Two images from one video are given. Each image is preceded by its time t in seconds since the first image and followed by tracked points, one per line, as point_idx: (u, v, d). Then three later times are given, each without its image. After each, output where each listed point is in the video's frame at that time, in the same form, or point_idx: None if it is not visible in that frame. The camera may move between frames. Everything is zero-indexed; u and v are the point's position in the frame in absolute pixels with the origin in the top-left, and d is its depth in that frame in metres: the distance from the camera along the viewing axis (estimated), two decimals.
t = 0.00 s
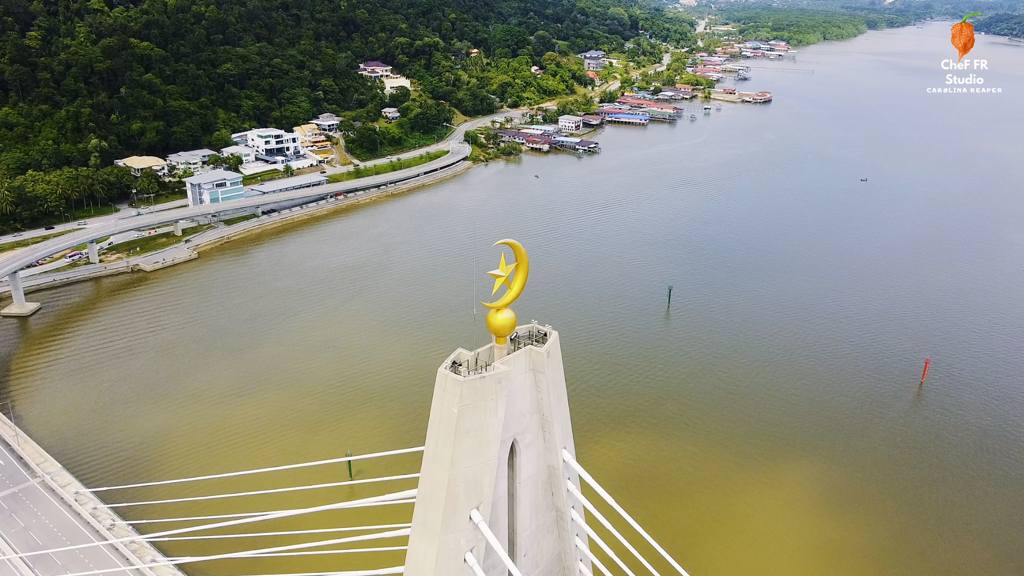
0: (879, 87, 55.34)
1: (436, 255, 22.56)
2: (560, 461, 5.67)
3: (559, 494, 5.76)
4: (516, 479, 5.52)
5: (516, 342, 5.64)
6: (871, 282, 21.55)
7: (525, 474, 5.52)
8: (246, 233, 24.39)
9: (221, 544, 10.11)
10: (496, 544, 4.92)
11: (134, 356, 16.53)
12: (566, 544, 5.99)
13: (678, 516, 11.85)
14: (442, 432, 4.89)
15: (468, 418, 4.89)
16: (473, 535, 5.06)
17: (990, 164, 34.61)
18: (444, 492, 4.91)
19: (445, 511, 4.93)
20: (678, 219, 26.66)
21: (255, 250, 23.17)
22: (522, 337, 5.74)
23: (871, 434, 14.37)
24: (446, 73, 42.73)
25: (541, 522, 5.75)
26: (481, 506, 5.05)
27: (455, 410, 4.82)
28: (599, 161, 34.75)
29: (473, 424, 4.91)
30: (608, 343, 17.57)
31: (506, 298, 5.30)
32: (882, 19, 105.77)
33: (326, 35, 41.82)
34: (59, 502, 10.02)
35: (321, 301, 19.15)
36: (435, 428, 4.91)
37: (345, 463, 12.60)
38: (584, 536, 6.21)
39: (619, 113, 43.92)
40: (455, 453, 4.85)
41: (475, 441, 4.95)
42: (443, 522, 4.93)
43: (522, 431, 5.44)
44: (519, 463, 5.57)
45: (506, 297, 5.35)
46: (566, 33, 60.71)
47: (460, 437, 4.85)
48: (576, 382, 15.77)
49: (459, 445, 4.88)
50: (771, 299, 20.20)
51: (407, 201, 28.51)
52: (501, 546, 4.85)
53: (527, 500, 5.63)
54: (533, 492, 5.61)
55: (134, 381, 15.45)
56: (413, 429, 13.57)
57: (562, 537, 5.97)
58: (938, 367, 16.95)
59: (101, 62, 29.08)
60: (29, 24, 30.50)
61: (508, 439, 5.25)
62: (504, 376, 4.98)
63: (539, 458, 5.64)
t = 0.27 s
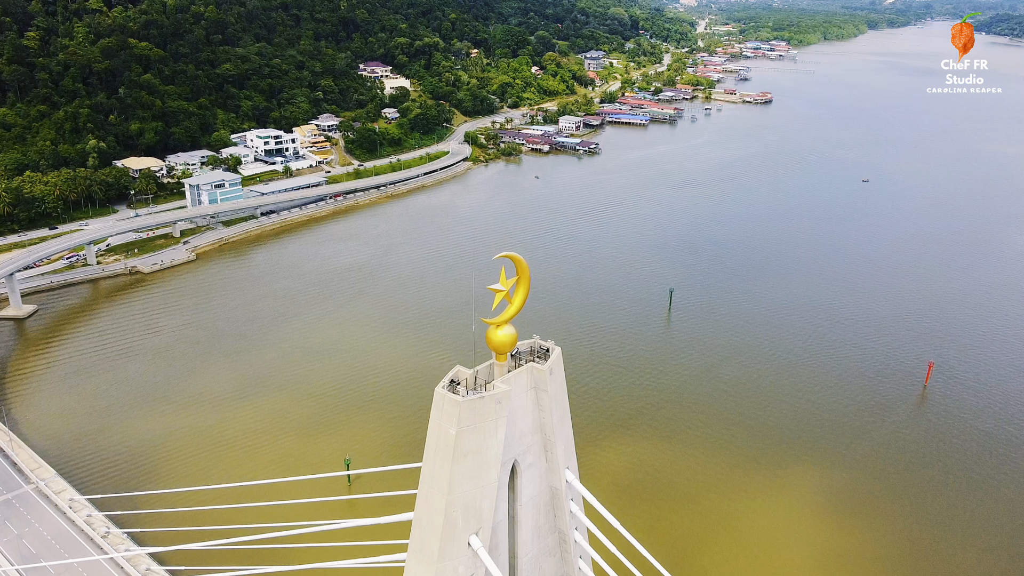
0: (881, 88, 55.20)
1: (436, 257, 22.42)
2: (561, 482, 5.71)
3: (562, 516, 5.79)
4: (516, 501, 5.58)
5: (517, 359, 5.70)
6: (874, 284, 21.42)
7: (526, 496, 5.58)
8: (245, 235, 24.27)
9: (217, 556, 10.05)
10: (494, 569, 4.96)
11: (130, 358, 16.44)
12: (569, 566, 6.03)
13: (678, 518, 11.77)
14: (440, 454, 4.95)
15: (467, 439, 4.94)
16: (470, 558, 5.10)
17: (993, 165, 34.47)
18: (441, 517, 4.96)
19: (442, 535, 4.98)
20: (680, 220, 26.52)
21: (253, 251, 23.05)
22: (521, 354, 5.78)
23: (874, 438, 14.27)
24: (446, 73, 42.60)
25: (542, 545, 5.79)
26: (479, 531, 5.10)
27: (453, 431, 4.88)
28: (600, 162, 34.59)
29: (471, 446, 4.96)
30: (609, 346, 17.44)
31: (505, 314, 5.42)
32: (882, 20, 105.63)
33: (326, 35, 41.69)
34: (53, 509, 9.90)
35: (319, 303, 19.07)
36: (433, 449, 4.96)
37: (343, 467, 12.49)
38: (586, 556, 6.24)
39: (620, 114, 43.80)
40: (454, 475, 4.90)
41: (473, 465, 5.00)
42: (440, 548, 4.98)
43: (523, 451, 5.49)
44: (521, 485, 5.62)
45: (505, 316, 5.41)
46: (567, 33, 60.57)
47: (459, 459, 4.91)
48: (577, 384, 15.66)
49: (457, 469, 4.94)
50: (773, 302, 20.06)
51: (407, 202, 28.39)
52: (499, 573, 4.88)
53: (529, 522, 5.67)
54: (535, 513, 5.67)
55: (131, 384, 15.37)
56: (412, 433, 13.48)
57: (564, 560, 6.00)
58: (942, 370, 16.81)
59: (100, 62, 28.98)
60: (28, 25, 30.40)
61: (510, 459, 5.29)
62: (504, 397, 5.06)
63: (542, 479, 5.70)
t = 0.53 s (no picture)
0: (882, 88, 55.09)
1: (436, 259, 22.28)
2: (562, 506, 5.61)
3: (565, 540, 5.70)
4: (517, 525, 5.48)
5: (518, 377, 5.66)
6: (877, 286, 21.29)
7: (527, 521, 5.47)
8: (244, 236, 24.13)
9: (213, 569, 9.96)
10: None
11: (127, 361, 16.32)
12: None
13: (681, 524, 11.66)
14: (439, 478, 4.89)
15: (466, 463, 4.88)
16: None
17: (995, 166, 34.36)
18: (439, 545, 4.89)
19: (441, 563, 4.90)
20: (681, 221, 26.40)
21: (252, 253, 22.92)
22: (524, 371, 5.76)
23: (878, 442, 14.11)
24: (446, 73, 42.48)
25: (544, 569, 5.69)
26: (479, 559, 5.04)
27: (450, 455, 4.83)
28: (601, 162, 34.47)
29: (471, 471, 4.89)
30: (610, 348, 17.30)
31: (507, 330, 5.30)
32: (882, 20, 105.54)
33: (326, 36, 41.57)
34: (48, 517, 9.77)
35: (318, 305, 18.95)
36: (432, 473, 4.91)
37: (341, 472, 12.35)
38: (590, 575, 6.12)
39: (621, 114, 43.69)
40: (452, 500, 4.86)
41: (473, 492, 4.95)
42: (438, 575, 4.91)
43: (525, 474, 5.39)
44: (522, 508, 5.52)
45: (506, 332, 5.29)
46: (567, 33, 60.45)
47: (457, 485, 4.86)
48: (577, 387, 15.53)
49: (455, 495, 4.87)
50: (776, 303, 19.93)
51: (407, 203, 28.26)
52: None
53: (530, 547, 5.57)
54: (537, 536, 5.59)
55: (127, 388, 15.23)
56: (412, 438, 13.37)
57: None
58: (946, 374, 16.67)
59: (98, 62, 28.88)
60: (26, 25, 30.28)
61: (511, 483, 5.21)
62: (504, 419, 4.98)
63: (545, 501, 5.61)
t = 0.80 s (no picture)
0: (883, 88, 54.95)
1: (435, 260, 22.14)
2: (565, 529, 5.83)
3: (568, 565, 5.94)
4: (518, 550, 5.70)
5: (522, 395, 5.92)
6: (879, 288, 21.16)
7: (529, 546, 5.69)
8: (242, 237, 24.00)
9: None
10: None
11: (124, 363, 16.24)
12: None
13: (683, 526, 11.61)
14: (437, 506, 5.12)
15: (463, 491, 5.10)
16: None
17: (997, 166, 34.22)
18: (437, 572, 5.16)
19: None
20: (682, 223, 26.26)
21: (251, 255, 22.78)
22: (525, 389, 5.98)
23: (882, 445, 13.97)
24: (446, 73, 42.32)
25: None
26: None
27: (448, 484, 5.03)
28: (601, 163, 34.33)
29: (467, 499, 5.12)
30: (611, 351, 17.16)
31: (507, 350, 5.42)
32: (882, 20, 105.39)
33: (325, 36, 41.42)
34: (42, 525, 9.64)
35: (317, 306, 18.85)
36: (429, 501, 5.15)
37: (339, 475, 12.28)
38: None
39: (621, 115, 43.56)
40: (449, 529, 5.08)
41: (471, 520, 5.19)
42: None
43: (525, 499, 5.60)
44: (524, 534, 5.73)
45: (506, 350, 5.42)
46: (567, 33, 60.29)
47: (454, 513, 5.08)
48: (578, 390, 15.42)
49: (451, 525, 5.11)
50: (778, 305, 19.80)
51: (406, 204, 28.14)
52: None
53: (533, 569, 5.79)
54: (540, 559, 5.82)
55: (125, 390, 15.15)
56: (411, 441, 13.24)
57: None
58: (949, 377, 16.54)
59: (97, 63, 28.76)
60: (24, 25, 30.13)
61: (511, 509, 5.43)
62: (504, 444, 5.21)
63: (549, 524, 5.87)
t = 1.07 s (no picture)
0: (884, 89, 54.85)
1: (435, 262, 22.01)
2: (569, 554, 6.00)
3: None
4: None
5: (523, 418, 6.11)
6: (881, 289, 21.05)
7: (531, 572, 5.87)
8: (241, 239, 23.90)
9: None
10: None
11: (122, 365, 16.16)
12: None
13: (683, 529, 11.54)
14: (435, 535, 5.24)
15: (461, 521, 5.21)
16: None
17: (998, 167, 34.11)
18: None
19: None
20: (683, 224, 26.14)
21: (250, 256, 22.68)
22: (526, 414, 6.15)
23: (884, 448, 13.88)
24: (446, 73, 42.19)
25: None
26: None
27: (445, 514, 5.14)
28: (601, 164, 34.20)
29: (466, 530, 5.24)
30: (611, 353, 17.05)
31: (507, 371, 5.49)
32: (883, 20, 105.27)
33: (324, 35, 41.28)
34: (35, 532, 9.55)
35: (316, 308, 18.78)
36: (428, 531, 5.28)
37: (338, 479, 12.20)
38: None
39: (622, 115, 43.45)
40: (447, 562, 5.22)
41: (471, 550, 5.32)
42: None
43: (527, 527, 5.75)
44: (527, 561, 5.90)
45: (507, 371, 5.49)
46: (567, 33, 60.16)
47: (453, 544, 5.20)
48: (579, 393, 15.32)
49: (453, 555, 5.24)
50: (779, 307, 19.68)
51: (406, 205, 28.03)
52: None
53: None
54: None
55: (122, 392, 15.06)
56: (410, 444, 13.14)
57: None
58: (953, 380, 16.42)
59: (95, 63, 28.67)
60: (22, 25, 30.01)
61: (511, 538, 5.57)
62: (503, 472, 5.30)
63: (551, 552, 6.05)
